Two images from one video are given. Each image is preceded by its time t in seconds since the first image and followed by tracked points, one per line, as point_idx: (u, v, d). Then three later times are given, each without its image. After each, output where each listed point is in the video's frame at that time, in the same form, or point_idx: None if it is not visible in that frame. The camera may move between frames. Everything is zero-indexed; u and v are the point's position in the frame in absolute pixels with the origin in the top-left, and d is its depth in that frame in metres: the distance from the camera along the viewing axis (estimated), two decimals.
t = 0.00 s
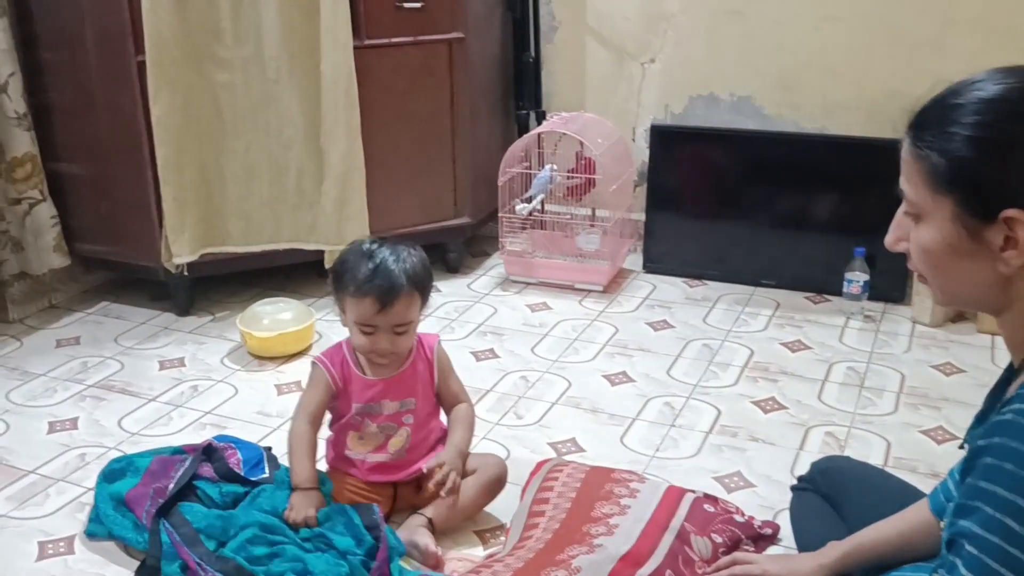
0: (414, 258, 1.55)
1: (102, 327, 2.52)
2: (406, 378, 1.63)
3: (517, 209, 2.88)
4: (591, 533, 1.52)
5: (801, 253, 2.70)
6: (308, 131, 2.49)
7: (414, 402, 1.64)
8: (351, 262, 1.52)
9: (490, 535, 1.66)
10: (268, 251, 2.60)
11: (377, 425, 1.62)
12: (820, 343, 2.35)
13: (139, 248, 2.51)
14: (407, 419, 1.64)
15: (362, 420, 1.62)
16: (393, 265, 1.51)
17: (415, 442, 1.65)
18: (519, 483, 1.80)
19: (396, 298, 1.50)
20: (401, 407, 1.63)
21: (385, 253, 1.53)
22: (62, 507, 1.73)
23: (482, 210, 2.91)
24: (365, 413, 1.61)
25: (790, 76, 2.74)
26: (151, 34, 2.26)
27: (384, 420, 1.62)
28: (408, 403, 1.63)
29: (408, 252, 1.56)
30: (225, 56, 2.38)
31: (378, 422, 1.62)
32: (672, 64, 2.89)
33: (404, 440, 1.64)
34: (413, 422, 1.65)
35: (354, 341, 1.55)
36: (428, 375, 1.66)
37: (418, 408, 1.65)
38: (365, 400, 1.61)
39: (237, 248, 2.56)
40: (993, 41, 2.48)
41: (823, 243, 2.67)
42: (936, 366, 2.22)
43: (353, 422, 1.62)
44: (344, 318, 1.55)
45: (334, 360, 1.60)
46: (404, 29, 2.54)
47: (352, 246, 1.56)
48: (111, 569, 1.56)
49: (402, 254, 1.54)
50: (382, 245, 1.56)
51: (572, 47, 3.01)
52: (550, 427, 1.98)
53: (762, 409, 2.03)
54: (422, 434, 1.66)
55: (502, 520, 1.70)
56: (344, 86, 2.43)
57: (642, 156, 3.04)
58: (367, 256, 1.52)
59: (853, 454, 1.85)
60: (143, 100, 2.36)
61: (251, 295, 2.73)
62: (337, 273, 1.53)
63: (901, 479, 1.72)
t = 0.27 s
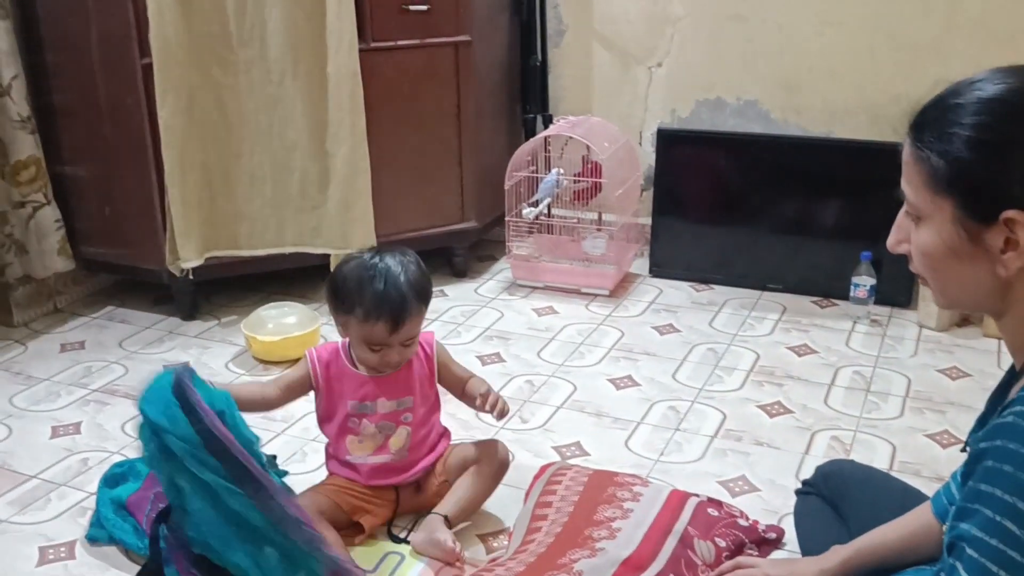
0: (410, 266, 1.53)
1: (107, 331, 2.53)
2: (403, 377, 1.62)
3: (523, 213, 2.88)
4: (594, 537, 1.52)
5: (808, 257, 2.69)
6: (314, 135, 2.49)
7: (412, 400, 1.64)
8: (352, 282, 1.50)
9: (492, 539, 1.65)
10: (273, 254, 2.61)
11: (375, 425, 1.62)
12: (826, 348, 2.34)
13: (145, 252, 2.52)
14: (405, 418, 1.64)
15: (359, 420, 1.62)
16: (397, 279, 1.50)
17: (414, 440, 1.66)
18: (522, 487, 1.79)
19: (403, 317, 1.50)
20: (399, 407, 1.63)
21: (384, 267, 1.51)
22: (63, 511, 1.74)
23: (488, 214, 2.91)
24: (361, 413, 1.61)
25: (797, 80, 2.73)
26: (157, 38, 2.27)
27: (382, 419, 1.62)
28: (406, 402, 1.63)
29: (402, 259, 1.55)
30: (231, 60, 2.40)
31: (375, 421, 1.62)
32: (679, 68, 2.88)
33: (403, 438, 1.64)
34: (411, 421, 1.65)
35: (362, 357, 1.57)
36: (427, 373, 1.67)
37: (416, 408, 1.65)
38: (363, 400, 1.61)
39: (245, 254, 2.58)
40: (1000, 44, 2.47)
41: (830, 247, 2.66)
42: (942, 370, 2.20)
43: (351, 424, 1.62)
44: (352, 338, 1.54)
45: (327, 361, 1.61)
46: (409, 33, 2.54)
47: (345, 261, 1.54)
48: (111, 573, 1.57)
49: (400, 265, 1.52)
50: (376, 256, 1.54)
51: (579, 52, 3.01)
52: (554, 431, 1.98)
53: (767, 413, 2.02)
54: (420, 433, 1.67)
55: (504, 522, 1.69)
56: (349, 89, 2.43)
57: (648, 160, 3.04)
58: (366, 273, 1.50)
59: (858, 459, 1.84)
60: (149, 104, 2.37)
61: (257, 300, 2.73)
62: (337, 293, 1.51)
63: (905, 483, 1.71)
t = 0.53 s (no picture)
0: (414, 286, 1.53)
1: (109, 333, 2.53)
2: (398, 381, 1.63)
3: (526, 214, 2.88)
4: (595, 538, 1.52)
5: (811, 258, 2.69)
6: (317, 137, 2.50)
7: (403, 407, 1.64)
8: (355, 303, 1.51)
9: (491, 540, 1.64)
10: (275, 255, 2.62)
11: (364, 424, 1.63)
12: (829, 348, 2.33)
13: (149, 253, 2.53)
14: (395, 424, 1.64)
15: (350, 418, 1.63)
16: (400, 300, 1.51)
17: (404, 446, 1.66)
18: (524, 487, 1.80)
19: (404, 341, 1.52)
20: (390, 411, 1.63)
21: (387, 288, 1.51)
22: (65, 512, 1.75)
23: (491, 215, 2.91)
24: (353, 411, 1.63)
25: (800, 80, 2.73)
26: (161, 40, 2.28)
27: (372, 420, 1.63)
28: (396, 408, 1.63)
29: (407, 276, 1.55)
30: (236, 61, 2.40)
31: (365, 421, 1.63)
32: (683, 69, 2.88)
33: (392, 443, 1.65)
34: (401, 426, 1.65)
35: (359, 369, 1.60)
36: (425, 380, 1.66)
37: (407, 414, 1.65)
38: (355, 398, 1.62)
39: (250, 255, 2.59)
40: (1004, 44, 2.47)
41: (833, 248, 2.65)
42: (944, 371, 2.20)
43: (342, 421, 1.64)
44: (351, 351, 1.56)
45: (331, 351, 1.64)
46: (413, 35, 2.55)
47: (348, 277, 1.54)
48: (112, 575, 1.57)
49: (403, 285, 1.52)
50: (380, 273, 1.55)
51: (582, 53, 3.01)
52: (556, 432, 1.98)
53: (769, 413, 2.02)
54: (411, 439, 1.66)
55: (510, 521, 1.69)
56: (353, 90, 2.43)
57: (651, 161, 3.04)
58: (369, 293, 1.51)
59: (860, 459, 1.83)
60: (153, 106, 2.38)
61: (260, 301, 2.74)
62: (339, 309, 1.53)
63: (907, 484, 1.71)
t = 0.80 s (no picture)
0: (420, 295, 1.54)
1: (109, 326, 2.54)
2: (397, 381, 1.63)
3: (525, 208, 2.89)
4: (593, 531, 1.52)
5: (809, 252, 2.69)
6: (317, 131, 2.50)
7: (404, 407, 1.64)
8: (360, 312, 1.52)
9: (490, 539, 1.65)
10: (274, 249, 2.62)
11: (366, 421, 1.65)
12: (827, 342, 2.34)
13: (149, 247, 2.54)
14: (396, 423, 1.64)
15: (353, 414, 1.65)
16: (408, 310, 1.52)
17: (405, 445, 1.66)
18: (524, 481, 1.80)
19: (409, 351, 1.54)
20: (391, 411, 1.64)
21: (394, 298, 1.52)
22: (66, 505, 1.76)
23: (491, 209, 2.92)
24: (355, 407, 1.65)
25: (800, 75, 2.73)
26: (161, 34, 2.27)
27: (374, 418, 1.64)
28: (397, 407, 1.64)
29: (412, 283, 1.55)
30: (237, 55, 2.40)
31: (367, 418, 1.64)
32: (682, 64, 2.88)
33: (391, 442, 1.65)
34: (402, 426, 1.65)
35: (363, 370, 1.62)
36: (424, 386, 1.65)
37: (407, 414, 1.65)
38: (358, 394, 1.64)
39: (251, 249, 2.59)
40: (1003, 39, 2.47)
41: (831, 242, 2.66)
42: (941, 365, 2.21)
43: (346, 416, 1.66)
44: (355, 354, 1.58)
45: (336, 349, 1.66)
46: (412, 29, 2.55)
47: (356, 281, 1.55)
48: (111, 568, 1.59)
49: (409, 296, 1.53)
50: (388, 278, 1.55)
51: (582, 48, 3.01)
52: (555, 425, 1.99)
53: (766, 407, 2.03)
54: (412, 438, 1.67)
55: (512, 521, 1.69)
56: (353, 84, 2.43)
57: (650, 155, 3.04)
58: (375, 303, 1.52)
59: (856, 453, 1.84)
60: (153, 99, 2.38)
61: (259, 295, 2.75)
62: (344, 316, 1.54)
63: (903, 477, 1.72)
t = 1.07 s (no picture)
0: (421, 267, 1.53)
1: (98, 305, 2.53)
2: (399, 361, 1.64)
3: (517, 186, 2.87)
4: (582, 509, 1.52)
5: (801, 231, 2.69)
6: (308, 108, 2.48)
7: (408, 385, 1.66)
8: (366, 291, 1.50)
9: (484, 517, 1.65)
10: (265, 226, 2.60)
11: (368, 405, 1.64)
12: (818, 320, 2.34)
13: (138, 224, 2.52)
14: (401, 402, 1.66)
15: (355, 400, 1.64)
16: (412, 283, 1.51)
17: (408, 426, 1.67)
18: (514, 459, 1.80)
19: (416, 324, 1.53)
20: (395, 390, 1.65)
21: (397, 272, 1.51)
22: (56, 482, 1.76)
23: (482, 187, 2.90)
24: (358, 393, 1.64)
25: (793, 52, 2.72)
26: (149, 9, 2.25)
27: (377, 401, 1.64)
28: (401, 386, 1.65)
29: (412, 256, 1.54)
30: (225, 30, 2.37)
31: (370, 402, 1.64)
32: (675, 40, 2.86)
33: (395, 424, 1.66)
34: (406, 405, 1.66)
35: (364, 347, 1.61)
36: (422, 359, 1.67)
37: (412, 392, 1.66)
38: (357, 378, 1.63)
39: (241, 226, 2.58)
40: (997, 16, 2.46)
41: (823, 220, 2.65)
42: (931, 343, 2.21)
43: (345, 403, 1.64)
44: (358, 333, 1.56)
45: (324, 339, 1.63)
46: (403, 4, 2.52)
47: (355, 257, 1.53)
48: (100, 547, 1.59)
49: (412, 270, 1.52)
50: (387, 253, 1.53)
51: (575, 24, 2.99)
52: (545, 403, 1.98)
53: (757, 385, 2.03)
54: (415, 418, 1.68)
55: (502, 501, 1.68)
56: (342, 59, 2.40)
57: (643, 133, 3.03)
58: (379, 280, 1.50)
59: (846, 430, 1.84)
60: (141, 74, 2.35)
61: (249, 273, 2.73)
62: (348, 296, 1.52)
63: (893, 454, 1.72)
